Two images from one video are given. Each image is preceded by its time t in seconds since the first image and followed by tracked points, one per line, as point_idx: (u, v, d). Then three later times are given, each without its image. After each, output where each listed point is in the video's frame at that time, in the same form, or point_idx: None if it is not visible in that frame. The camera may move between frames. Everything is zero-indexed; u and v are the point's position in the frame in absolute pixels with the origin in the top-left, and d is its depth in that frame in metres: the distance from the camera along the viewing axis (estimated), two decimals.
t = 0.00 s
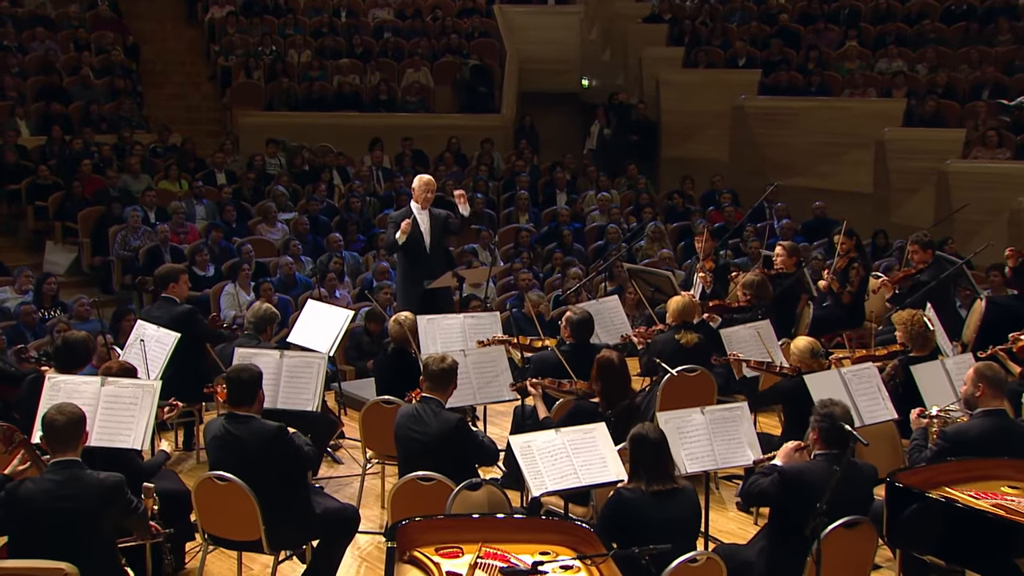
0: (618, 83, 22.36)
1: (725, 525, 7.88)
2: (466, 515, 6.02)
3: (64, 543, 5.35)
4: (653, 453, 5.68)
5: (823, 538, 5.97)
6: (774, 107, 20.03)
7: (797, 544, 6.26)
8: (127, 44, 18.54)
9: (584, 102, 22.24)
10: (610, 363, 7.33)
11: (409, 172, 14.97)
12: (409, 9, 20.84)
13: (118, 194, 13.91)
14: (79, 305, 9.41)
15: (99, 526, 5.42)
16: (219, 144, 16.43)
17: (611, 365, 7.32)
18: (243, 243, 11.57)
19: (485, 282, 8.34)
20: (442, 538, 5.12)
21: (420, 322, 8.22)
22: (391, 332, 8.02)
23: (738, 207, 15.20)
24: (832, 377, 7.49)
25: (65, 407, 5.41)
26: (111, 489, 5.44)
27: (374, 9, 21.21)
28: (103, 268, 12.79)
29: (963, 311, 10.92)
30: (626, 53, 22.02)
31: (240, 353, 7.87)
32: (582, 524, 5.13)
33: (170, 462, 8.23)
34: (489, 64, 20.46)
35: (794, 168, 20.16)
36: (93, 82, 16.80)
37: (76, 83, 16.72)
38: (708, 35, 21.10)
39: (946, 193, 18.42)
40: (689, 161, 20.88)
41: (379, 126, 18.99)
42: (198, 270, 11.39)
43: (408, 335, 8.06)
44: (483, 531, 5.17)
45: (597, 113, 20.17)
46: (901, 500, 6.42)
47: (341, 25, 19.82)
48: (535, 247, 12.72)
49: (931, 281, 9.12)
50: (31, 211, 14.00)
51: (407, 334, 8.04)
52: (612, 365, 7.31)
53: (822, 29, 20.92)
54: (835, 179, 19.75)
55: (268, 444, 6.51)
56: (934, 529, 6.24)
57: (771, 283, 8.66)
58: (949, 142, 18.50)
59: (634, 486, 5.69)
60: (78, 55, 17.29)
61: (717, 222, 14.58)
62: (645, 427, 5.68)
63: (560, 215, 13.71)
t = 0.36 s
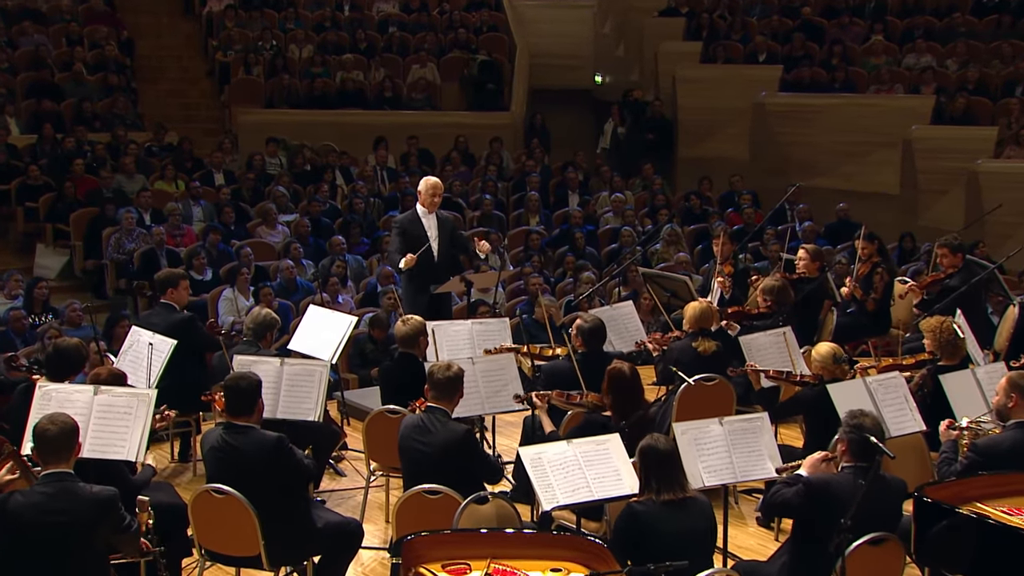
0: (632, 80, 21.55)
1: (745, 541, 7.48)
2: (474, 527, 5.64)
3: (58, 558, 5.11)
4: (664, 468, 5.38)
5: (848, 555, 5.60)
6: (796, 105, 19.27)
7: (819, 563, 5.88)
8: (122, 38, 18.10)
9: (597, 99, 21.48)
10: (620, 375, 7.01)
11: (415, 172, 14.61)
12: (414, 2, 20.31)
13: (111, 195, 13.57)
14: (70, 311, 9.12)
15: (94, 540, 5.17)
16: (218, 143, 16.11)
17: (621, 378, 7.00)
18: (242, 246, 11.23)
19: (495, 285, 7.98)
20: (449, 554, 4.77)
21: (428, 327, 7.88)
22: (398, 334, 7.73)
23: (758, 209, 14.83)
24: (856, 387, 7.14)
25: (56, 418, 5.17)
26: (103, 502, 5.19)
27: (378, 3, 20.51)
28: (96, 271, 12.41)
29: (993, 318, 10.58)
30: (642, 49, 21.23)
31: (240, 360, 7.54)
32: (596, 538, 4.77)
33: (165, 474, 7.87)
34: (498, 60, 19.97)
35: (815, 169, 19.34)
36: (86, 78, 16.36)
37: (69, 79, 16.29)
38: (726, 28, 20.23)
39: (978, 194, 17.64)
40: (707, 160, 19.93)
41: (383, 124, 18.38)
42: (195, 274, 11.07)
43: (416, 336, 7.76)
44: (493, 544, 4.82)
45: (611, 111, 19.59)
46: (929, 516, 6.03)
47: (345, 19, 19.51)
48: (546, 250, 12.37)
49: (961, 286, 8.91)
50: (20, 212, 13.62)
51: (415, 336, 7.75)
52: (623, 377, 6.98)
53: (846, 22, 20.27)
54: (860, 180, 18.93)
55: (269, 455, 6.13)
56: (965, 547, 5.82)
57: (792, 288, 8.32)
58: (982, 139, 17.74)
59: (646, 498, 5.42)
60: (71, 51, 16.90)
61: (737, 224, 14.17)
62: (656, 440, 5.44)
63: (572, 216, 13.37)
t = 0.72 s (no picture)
0: (649, 76, 20.80)
1: (767, 557, 7.14)
2: (485, 542, 5.29)
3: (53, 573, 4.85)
4: (682, 479, 5.13)
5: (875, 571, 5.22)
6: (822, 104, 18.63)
7: None
8: (119, 33, 17.75)
9: (614, 97, 20.86)
10: (639, 386, 6.62)
11: (423, 173, 14.28)
12: None
13: (109, 195, 13.29)
14: (66, 316, 8.86)
15: (89, 555, 4.91)
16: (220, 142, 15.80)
17: (640, 390, 6.61)
18: (245, 249, 10.97)
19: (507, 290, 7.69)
20: (459, 570, 4.38)
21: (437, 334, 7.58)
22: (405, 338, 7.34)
23: (779, 211, 14.48)
24: (883, 396, 6.81)
25: (52, 427, 4.96)
26: (101, 515, 4.93)
27: None
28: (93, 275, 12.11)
29: None
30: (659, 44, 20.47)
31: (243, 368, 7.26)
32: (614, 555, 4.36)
33: (164, 487, 7.57)
34: (510, 56, 19.52)
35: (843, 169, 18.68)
36: (81, 75, 15.99)
37: (64, 75, 15.92)
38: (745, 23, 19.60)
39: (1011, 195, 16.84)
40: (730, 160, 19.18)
41: (390, 124, 17.81)
42: (196, 278, 10.80)
43: (423, 340, 7.37)
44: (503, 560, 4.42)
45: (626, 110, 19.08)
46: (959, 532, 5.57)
47: (351, 13, 19.10)
48: (560, 254, 12.06)
49: (993, 292, 8.70)
50: (15, 213, 13.31)
51: (423, 339, 7.36)
52: (641, 389, 6.60)
53: (873, 16, 19.59)
54: (888, 181, 18.35)
55: (276, 466, 5.82)
56: (1000, 565, 5.38)
57: (817, 294, 8.00)
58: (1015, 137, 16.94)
59: (662, 508, 5.14)
60: (66, 46, 16.55)
61: (758, 226, 13.81)
62: (672, 450, 5.14)
63: (585, 218, 13.03)
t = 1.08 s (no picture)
0: (667, 73, 19.85)
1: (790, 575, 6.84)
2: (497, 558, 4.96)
3: None
4: (698, 496, 4.84)
5: None
6: (847, 101, 17.53)
7: None
8: (115, 27, 17.26)
9: (631, 94, 19.93)
10: (657, 397, 6.33)
11: (431, 174, 13.91)
12: None
13: (104, 197, 12.95)
14: (59, 322, 8.59)
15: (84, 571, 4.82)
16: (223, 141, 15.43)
17: (657, 400, 6.33)
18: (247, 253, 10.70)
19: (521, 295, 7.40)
20: None
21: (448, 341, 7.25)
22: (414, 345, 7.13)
23: (803, 214, 14.11)
24: (914, 408, 6.52)
25: (45, 437, 4.86)
26: (95, 530, 4.83)
27: None
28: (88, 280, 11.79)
29: None
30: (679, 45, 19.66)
31: (244, 377, 6.97)
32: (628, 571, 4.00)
33: (160, 501, 7.28)
34: (522, 52, 19.00)
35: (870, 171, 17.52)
36: (76, 71, 15.57)
37: (58, 72, 15.47)
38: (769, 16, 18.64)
39: None
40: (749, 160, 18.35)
41: (398, 123, 17.30)
42: (195, 283, 10.50)
43: (432, 345, 7.14)
44: None
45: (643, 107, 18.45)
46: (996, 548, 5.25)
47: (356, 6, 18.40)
48: (574, 258, 11.74)
49: None
50: (7, 215, 12.95)
51: (432, 344, 7.14)
52: (658, 399, 6.31)
53: (902, 10, 18.51)
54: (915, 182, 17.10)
55: (282, 477, 5.51)
56: None
57: (845, 300, 7.69)
58: None
59: (677, 527, 4.84)
60: (61, 42, 16.10)
61: (782, 230, 13.42)
62: (683, 467, 4.89)
63: (600, 221, 12.69)
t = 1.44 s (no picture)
0: (688, 70, 19.27)
1: None
2: None
3: None
4: (721, 512, 4.54)
5: None
6: (874, 98, 16.91)
7: None
8: (111, 21, 16.70)
9: (649, 92, 19.44)
10: (677, 408, 5.97)
11: (440, 176, 13.56)
12: None
13: (99, 200, 12.53)
14: (52, 330, 8.40)
15: None
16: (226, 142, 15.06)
17: (677, 412, 5.97)
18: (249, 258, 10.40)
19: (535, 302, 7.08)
20: None
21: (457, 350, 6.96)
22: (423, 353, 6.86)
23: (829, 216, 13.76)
24: (947, 421, 6.12)
25: (37, 451, 4.60)
26: (86, 550, 4.55)
27: None
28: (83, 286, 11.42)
29: None
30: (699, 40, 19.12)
31: (244, 388, 6.65)
32: None
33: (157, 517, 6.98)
34: (536, 48, 18.41)
35: (899, 169, 16.81)
36: (71, 67, 15.02)
37: (52, 69, 14.95)
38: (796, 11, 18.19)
39: None
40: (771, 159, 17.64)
41: (406, 122, 16.68)
42: (194, 289, 10.18)
43: (441, 354, 6.87)
44: None
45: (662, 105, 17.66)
46: None
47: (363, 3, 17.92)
48: (590, 263, 11.42)
49: None
50: None
51: (440, 353, 6.86)
52: (678, 412, 5.95)
53: (935, 4, 17.94)
54: (952, 184, 16.27)
55: (290, 493, 5.20)
56: None
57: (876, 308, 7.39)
58: None
59: (699, 544, 4.54)
60: (55, 37, 15.59)
61: (807, 233, 13.07)
62: (708, 477, 4.57)
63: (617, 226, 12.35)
